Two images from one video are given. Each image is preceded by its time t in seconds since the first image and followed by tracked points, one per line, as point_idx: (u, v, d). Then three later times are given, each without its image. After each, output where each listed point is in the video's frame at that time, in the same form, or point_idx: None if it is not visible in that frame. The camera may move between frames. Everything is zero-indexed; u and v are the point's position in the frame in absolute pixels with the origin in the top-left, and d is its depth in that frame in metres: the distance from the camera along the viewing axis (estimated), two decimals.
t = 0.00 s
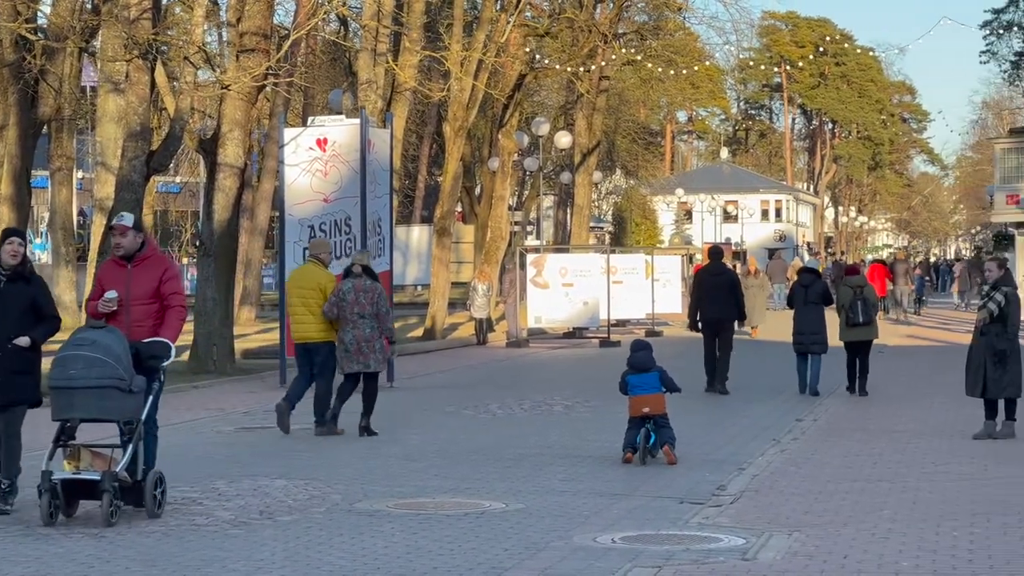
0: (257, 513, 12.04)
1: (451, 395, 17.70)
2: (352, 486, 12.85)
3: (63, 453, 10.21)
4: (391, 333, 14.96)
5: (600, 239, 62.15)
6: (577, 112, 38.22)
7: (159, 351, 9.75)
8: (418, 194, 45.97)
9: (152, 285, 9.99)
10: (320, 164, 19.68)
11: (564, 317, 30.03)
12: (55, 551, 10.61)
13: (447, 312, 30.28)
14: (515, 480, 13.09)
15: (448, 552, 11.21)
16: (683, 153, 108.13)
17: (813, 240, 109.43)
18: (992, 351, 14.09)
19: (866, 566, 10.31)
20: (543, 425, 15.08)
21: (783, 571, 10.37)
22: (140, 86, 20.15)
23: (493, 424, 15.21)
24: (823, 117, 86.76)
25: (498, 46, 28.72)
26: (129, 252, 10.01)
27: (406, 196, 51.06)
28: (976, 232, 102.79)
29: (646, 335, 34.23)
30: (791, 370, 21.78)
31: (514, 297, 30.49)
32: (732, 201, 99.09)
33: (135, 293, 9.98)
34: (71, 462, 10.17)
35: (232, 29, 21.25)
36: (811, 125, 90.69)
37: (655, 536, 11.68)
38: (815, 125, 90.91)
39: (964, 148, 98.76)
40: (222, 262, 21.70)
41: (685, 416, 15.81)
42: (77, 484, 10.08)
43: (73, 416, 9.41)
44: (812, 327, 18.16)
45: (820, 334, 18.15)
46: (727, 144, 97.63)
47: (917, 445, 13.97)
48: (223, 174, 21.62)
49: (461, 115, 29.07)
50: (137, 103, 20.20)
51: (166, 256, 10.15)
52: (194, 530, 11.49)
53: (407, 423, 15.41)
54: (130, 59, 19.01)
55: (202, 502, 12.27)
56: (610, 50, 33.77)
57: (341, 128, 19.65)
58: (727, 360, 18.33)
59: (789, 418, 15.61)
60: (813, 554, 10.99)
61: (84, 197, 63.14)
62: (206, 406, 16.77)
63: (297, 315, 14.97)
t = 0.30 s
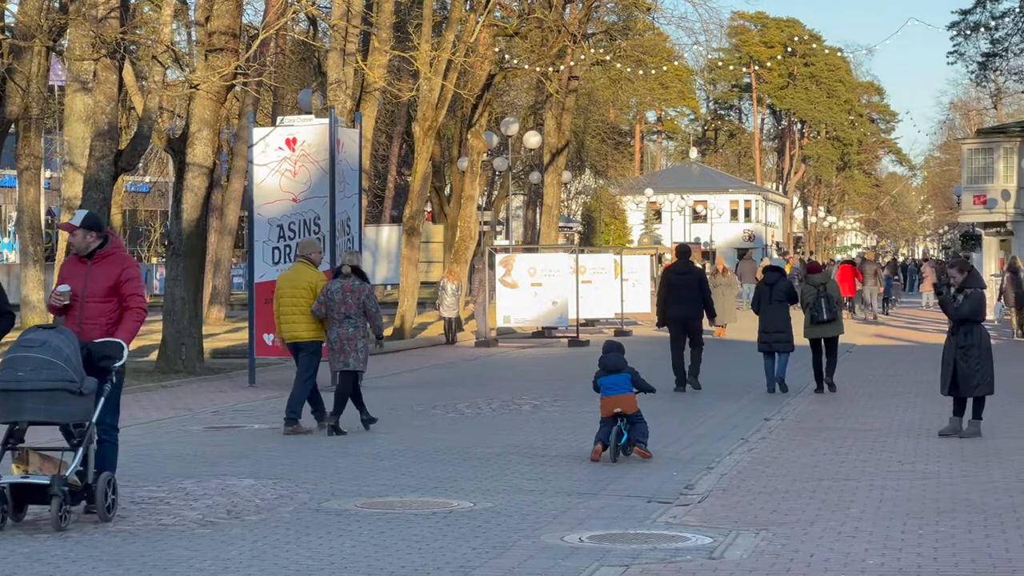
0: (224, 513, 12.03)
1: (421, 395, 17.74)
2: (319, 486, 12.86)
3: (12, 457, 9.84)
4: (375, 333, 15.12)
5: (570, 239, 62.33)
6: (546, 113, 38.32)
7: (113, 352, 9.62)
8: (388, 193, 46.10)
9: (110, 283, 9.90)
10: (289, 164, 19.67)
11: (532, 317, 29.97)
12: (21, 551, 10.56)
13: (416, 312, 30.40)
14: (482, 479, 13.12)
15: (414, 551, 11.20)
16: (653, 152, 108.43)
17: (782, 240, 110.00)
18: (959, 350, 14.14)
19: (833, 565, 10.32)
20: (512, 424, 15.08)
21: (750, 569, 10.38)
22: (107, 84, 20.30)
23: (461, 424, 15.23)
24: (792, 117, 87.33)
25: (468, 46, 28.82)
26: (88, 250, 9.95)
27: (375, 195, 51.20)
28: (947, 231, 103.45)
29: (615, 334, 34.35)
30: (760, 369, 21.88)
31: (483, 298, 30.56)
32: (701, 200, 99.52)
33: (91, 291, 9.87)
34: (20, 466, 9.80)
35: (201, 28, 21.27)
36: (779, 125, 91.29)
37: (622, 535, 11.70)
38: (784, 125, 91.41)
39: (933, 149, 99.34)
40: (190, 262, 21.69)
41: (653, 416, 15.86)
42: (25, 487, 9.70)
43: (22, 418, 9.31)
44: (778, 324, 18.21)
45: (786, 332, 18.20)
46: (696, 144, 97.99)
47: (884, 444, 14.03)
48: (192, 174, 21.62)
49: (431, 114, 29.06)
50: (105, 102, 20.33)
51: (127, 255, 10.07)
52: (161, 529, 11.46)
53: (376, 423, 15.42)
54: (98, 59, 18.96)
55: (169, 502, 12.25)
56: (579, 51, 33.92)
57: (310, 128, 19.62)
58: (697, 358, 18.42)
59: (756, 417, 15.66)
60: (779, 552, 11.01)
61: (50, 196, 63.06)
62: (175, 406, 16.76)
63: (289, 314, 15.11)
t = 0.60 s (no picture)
0: (192, 514, 12.00)
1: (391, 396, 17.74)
2: (288, 486, 12.85)
3: None
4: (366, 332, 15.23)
5: (540, 239, 62.44)
6: (515, 112, 38.38)
7: (66, 355, 9.55)
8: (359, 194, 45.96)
9: (62, 286, 9.87)
10: (258, 164, 19.63)
11: (502, 317, 30.00)
12: None
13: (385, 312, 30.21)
14: (451, 480, 13.12)
15: (383, 551, 11.16)
16: (623, 153, 108.44)
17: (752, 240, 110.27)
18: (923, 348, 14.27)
19: (802, 565, 10.31)
20: (482, 425, 15.09)
21: (720, 569, 10.36)
22: (75, 85, 20.39)
23: (430, 425, 15.24)
24: (761, 117, 87.65)
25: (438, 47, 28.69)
26: (41, 251, 9.91)
27: (346, 195, 51.19)
28: (916, 230, 103.92)
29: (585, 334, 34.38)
30: (731, 369, 21.93)
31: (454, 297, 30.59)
32: (671, 201, 99.63)
33: (44, 294, 9.85)
34: None
35: (169, 28, 21.24)
36: (749, 125, 91.60)
37: (591, 535, 11.69)
38: (754, 126, 91.67)
39: (902, 149, 99.82)
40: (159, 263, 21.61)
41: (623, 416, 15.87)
42: None
43: None
44: (748, 324, 18.42)
45: (756, 331, 18.41)
46: (666, 144, 98.10)
47: (853, 444, 14.07)
48: (160, 174, 21.38)
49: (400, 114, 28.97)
50: (73, 102, 20.45)
51: (78, 256, 10.01)
52: (129, 530, 11.42)
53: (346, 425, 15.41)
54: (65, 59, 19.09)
55: (137, 503, 12.22)
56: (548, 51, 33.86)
57: (280, 128, 19.59)
58: (668, 358, 18.59)
59: (726, 417, 15.70)
60: (747, 553, 11.00)
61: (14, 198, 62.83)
62: (144, 406, 16.71)
63: (280, 315, 15.34)
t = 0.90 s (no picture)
0: (160, 517, 11.95)
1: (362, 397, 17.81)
2: (258, 488, 12.84)
3: None
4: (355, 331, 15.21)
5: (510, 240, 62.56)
6: (485, 114, 38.36)
7: (13, 359, 9.31)
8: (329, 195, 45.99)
9: (8, 287, 9.73)
10: (227, 165, 19.64)
11: (472, 319, 30.03)
12: None
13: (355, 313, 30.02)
14: (421, 481, 13.13)
15: (352, 553, 11.14)
16: (594, 154, 108.51)
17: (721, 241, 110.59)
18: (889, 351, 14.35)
19: (771, 567, 10.30)
20: (451, 426, 15.10)
21: (690, 571, 10.34)
22: (43, 87, 20.69)
23: (401, 426, 15.27)
24: (732, 118, 88.03)
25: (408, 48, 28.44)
26: None
27: (315, 197, 51.23)
28: (885, 231, 104.45)
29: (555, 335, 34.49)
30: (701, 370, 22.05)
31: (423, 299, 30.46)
32: (641, 202, 99.81)
33: None
34: None
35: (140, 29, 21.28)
36: (720, 127, 92.07)
37: (560, 537, 11.68)
38: (725, 127, 92.07)
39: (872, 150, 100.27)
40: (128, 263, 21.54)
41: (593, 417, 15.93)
42: None
43: None
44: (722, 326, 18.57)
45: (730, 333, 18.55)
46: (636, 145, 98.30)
47: (822, 445, 14.14)
48: (129, 175, 21.33)
49: (370, 115, 28.87)
50: (41, 103, 20.66)
51: (21, 257, 9.89)
52: (97, 533, 11.38)
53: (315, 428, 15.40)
54: (33, 59, 19.34)
55: (105, 505, 12.18)
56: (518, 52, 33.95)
57: (249, 129, 19.57)
58: (641, 359, 18.73)
59: (695, 419, 15.76)
60: (716, 554, 11.00)
61: None
62: (115, 408, 16.70)
63: (270, 315, 15.43)
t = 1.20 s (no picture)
0: (128, 521, 11.88)
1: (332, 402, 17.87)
2: (227, 492, 12.80)
3: None
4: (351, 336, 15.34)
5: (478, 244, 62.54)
6: (455, 118, 38.43)
7: None
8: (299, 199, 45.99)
9: None
10: (197, 169, 19.63)
11: (441, 323, 29.97)
12: None
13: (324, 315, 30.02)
14: (390, 485, 13.11)
15: (321, 556, 11.07)
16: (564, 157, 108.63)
17: (691, 245, 110.80)
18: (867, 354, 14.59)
19: (741, 569, 10.25)
20: (420, 431, 15.12)
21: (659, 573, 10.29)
22: (10, 88, 20.67)
23: (371, 431, 15.30)
24: (702, 122, 88.36)
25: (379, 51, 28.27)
26: None
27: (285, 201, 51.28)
28: (855, 235, 104.86)
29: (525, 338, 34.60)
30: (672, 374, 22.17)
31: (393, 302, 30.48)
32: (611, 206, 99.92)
33: None
34: None
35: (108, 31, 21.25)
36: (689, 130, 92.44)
37: (530, 540, 11.62)
38: (694, 131, 92.44)
39: (841, 154, 100.61)
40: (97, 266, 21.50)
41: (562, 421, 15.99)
42: None
43: None
44: (697, 330, 18.70)
45: (704, 336, 18.72)
46: (606, 148, 98.43)
47: (790, 449, 14.19)
48: (98, 178, 21.24)
49: (340, 119, 28.70)
50: (8, 106, 20.67)
51: None
52: (64, 537, 11.31)
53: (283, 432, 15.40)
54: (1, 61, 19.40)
55: (73, 509, 12.11)
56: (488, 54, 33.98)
57: (219, 132, 19.54)
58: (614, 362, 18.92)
59: (664, 423, 15.83)
60: (685, 557, 10.94)
61: None
62: (85, 412, 16.67)
63: (265, 316, 15.57)
